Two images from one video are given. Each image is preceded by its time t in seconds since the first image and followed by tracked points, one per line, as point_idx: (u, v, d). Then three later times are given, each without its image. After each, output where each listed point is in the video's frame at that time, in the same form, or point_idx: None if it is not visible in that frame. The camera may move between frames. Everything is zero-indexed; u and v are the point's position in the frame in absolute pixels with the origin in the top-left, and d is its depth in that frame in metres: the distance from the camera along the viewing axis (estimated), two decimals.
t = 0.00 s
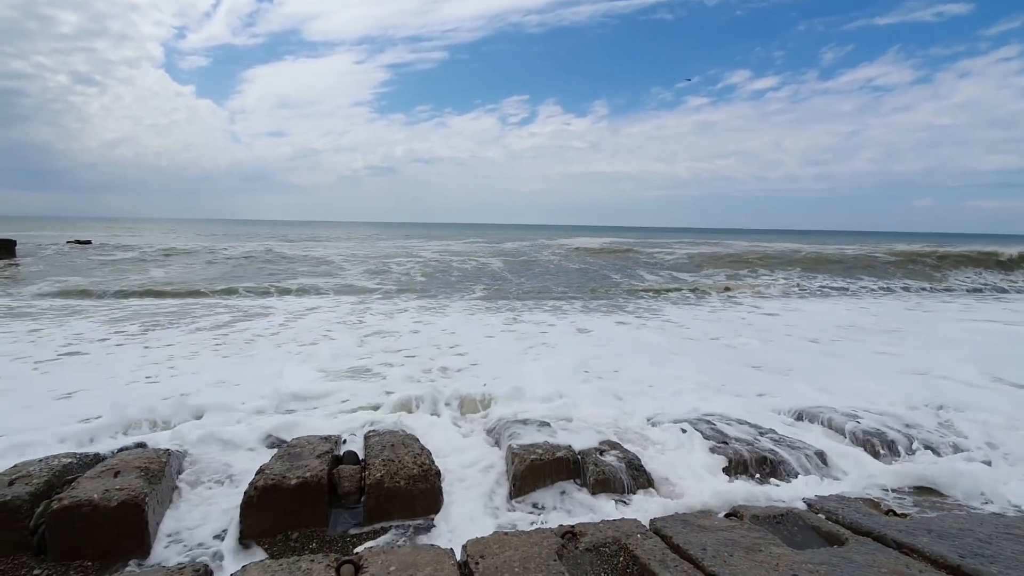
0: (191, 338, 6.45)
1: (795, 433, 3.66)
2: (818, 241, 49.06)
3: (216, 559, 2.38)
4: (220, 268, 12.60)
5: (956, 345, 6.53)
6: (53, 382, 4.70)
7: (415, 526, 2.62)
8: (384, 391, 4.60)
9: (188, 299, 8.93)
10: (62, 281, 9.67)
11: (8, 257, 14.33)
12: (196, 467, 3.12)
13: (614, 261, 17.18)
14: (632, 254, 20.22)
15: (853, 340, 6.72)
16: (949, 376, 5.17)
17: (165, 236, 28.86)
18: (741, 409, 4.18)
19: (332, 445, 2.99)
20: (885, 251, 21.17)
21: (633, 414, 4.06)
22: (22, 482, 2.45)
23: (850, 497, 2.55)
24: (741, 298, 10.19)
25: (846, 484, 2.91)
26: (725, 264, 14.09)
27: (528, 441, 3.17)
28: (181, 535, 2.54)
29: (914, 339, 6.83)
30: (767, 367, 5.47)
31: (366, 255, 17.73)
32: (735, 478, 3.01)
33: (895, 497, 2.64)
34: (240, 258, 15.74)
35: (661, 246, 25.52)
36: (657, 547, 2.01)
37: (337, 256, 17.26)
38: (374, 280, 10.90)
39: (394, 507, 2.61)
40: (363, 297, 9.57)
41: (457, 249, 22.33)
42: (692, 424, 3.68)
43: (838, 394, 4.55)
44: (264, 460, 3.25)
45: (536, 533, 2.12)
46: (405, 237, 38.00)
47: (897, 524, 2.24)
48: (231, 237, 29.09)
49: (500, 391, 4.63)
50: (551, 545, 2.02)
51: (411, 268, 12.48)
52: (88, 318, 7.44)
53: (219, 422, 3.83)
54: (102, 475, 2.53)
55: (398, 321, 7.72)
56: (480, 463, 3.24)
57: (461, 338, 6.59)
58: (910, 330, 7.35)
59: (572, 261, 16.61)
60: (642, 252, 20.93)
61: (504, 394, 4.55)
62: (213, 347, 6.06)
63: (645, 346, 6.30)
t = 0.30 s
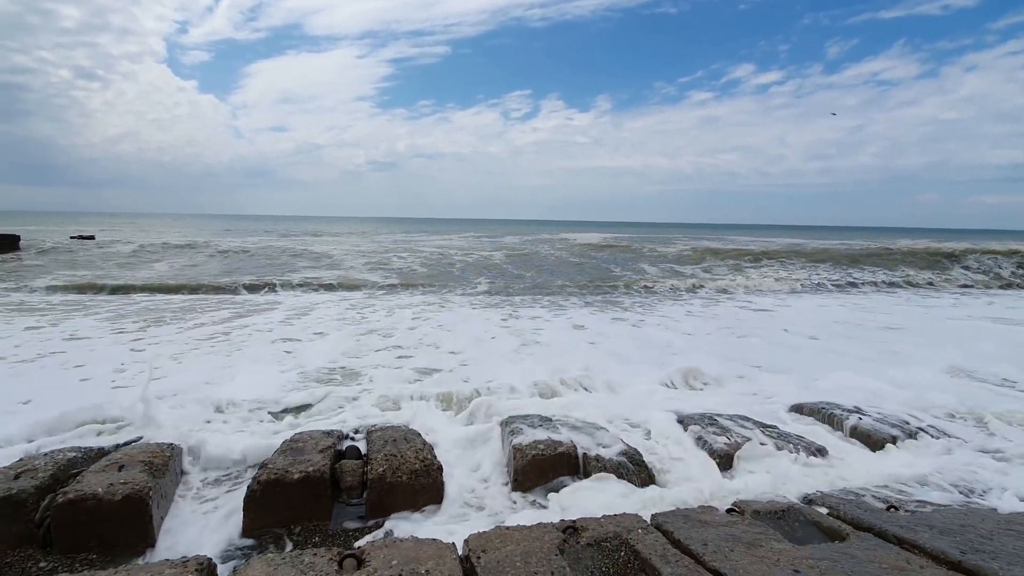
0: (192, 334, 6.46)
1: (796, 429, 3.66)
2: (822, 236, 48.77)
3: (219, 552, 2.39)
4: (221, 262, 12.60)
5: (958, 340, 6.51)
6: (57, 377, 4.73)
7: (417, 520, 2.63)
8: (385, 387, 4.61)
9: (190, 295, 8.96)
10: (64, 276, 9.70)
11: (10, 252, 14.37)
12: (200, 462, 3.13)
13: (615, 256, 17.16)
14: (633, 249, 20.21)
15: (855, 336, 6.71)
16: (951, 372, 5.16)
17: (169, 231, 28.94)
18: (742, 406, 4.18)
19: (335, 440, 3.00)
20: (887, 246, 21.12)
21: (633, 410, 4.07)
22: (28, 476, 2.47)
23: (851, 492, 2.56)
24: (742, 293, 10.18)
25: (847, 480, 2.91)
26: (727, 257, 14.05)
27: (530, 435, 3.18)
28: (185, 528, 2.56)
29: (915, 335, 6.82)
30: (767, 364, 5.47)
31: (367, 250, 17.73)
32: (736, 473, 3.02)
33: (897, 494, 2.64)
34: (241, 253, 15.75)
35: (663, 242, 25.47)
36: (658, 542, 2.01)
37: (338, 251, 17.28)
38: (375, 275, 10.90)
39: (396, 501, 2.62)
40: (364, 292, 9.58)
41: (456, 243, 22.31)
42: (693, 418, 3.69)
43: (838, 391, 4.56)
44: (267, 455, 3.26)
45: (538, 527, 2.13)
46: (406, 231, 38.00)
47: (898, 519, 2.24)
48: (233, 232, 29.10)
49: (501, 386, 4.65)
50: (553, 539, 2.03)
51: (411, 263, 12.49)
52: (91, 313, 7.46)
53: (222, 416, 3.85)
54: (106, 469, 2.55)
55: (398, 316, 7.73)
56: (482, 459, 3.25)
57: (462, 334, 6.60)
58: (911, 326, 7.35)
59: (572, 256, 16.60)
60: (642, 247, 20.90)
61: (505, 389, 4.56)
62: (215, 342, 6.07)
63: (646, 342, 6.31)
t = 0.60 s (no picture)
0: (195, 332, 6.47)
1: (798, 428, 3.65)
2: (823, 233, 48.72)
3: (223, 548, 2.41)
4: (222, 260, 12.63)
5: (957, 338, 6.52)
6: (59, 375, 4.74)
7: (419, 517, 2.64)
8: (387, 385, 4.62)
9: (191, 294, 8.97)
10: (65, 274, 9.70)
11: (10, 250, 14.36)
12: (202, 459, 3.15)
13: (615, 254, 17.18)
14: (632, 246, 20.23)
15: (856, 334, 6.70)
16: (950, 369, 5.17)
17: (170, 229, 28.78)
18: (743, 405, 4.19)
19: (337, 438, 3.01)
20: (888, 244, 21.12)
21: (634, 408, 4.08)
22: (33, 472, 2.48)
23: (853, 491, 2.55)
24: (744, 292, 10.16)
25: (848, 478, 2.91)
26: (728, 254, 14.03)
27: (532, 432, 3.19)
28: (188, 525, 2.57)
29: (917, 333, 6.80)
30: (769, 362, 5.47)
31: (367, 248, 17.71)
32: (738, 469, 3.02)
33: (898, 491, 2.64)
34: (240, 250, 15.76)
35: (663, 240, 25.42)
36: (659, 539, 2.02)
37: (338, 248, 17.29)
38: (375, 272, 10.90)
39: (397, 498, 2.63)
40: (365, 291, 9.58)
41: (457, 241, 22.30)
42: (695, 416, 3.68)
43: (840, 389, 4.56)
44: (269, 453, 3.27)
45: (539, 525, 2.13)
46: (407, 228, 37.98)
47: (900, 518, 2.24)
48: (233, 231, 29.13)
49: (503, 383, 4.65)
50: (554, 537, 2.03)
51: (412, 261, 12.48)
52: (92, 311, 7.48)
53: (225, 412, 3.87)
54: (110, 466, 2.56)
55: (399, 314, 7.73)
56: (482, 457, 3.26)
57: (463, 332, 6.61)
58: (913, 324, 7.33)
59: (573, 254, 16.60)
60: (643, 245, 20.89)
61: (507, 387, 4.57)
62: (217, 341, 6.08)
63: (647, 341, 6.31)
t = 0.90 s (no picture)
0: (194, 332, 6.47)
1: (798, 427, 3.66)
2: (823, 233, 48.73)
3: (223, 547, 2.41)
4: (222, 260, 12.63)
5: (955, 338, 6.53)
6: (59, 374, 4.75)
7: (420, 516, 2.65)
8: (387, 384, 4.62)
9: (190, 293, 8.97)
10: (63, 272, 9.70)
11: (8, 249, 14.32)
12: (203, 458, 3.15)
13: (613, 253, 17.18)
14: (631, 245, 20.21)
15: (856, 335, 6.70)
16: (949, 370, 5.18)
17: (170, 228, 28.75)
18: (743, 405, 4.19)
19: (337, 438, 3.01)
20: (887, 244, 21.15)
21: (634, 408, 4.09)
22: (34, 471, 2.48)
23: (853, 492, 2.55)
24: (743, 292, 10.16)
25: (847, 478, 2.92)
26: (727, 254, 14.03)
27: (531, 432, 3.19)
28: (188, 522, 2.57)
29: (917, 334, 6.80)
30: (768, 361, 5.47)
31: (367, 248, 17.69)
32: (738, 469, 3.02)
33: (897, 491, 2.64)
34: (239, 249, 15.76)
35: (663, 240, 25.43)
36: (659, 540, 2.02)
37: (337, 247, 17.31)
38: (374, 270, 10.90)
39: (397, 498, 2.64)
40: (365, 291, 9.57)
41: (456, 240, 22.27)
42: (695, 416, 3.68)
43: (840, 389, 4.56)
44: (270, 452, 3.28)
45: (539, 525, 2.14)
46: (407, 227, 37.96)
47: (900, 519, 2.24)
48: (232, 229, 29.09)
49: (503, 383, 4.66)
50: (554, 537, 2.04)
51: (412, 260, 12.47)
52: (92, 311, 7.47)
53: (225, 412, 3.87)
54: (111, 465, 2.56)
55: (399, 313, 7.73)
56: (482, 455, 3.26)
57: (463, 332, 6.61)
58: (913, 325, 7.33)
59: (573, 253, 16.59)
60: (642, 244, 20.87)
61: (507, 386, 4.57)
62: (217, 340, 6.08)
63: (647, 341, 6.31)
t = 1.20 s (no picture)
0: (193, 331, 6.46)
1: (797, 427, 3.65)
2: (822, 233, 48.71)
3: (221, 544, 2.40)
4: (221, 258, 12.60)
5: (953, 339, 6.54)
6: (57, 373, 4.74)
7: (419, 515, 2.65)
8: (387, 384, 4.62)
9: (188, 292, 8.94)
10: (60, 271, 9.66)
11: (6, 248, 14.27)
12: (202, 457, 3.15)
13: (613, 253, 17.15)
14: (630, 245, 20.19)
15: (856, 335, 6.69)
16: (946, 371, 5.18)
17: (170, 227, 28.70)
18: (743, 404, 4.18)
19: (336, 437, 3.01)
20: (888, 245, 21.09)
21: (633, 408, 4.08)
22: (35, 470, 2.48)
23: (851, 492, 2.55)
24: (743, 292, 10.14)
25: (846, 478, 2.92)
26: (727, 254, 14.01)
27: (531, 432, 3.18)
28: (187, 521, 2.57)
29: (917, 334, 6.79)
30: (768, 361, 5.47)
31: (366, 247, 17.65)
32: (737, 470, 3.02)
33: (896, 491, 2.64)
34: (237, 248, 15.72)
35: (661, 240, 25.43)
36: (657, 539, 2.02)
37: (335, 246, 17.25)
38: (372, 269, 10.89)
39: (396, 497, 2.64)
40: (364, 290, 9.56)
41: (455, 239, 22.23)
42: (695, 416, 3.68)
43: (839, 389, 4.55)
44: (269, 451, 3.27)
45: (538, 524, 2.14)
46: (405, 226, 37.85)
47: (898, 519, 2.25)
48: (230, 228, 29.01)
49: (503, 382, 4.65)
50: (553, 537, 2.04)
51: (411, 259, 12.44)
52: (89, 309, 7.45)
53: (224, 412, 3.87)
54: (110, 463, 2.56)
55: (399, 313, 7.72)
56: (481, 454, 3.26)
57: (462, 332, 6.60)
58: (913, 325, 7.32)
59: (573, 253, 16.58)
60: (641, 244, 20.84)
61: (506, 386, 4.57)
62: (216, 339, 6.07)
63: (647, 340, 6.30)
